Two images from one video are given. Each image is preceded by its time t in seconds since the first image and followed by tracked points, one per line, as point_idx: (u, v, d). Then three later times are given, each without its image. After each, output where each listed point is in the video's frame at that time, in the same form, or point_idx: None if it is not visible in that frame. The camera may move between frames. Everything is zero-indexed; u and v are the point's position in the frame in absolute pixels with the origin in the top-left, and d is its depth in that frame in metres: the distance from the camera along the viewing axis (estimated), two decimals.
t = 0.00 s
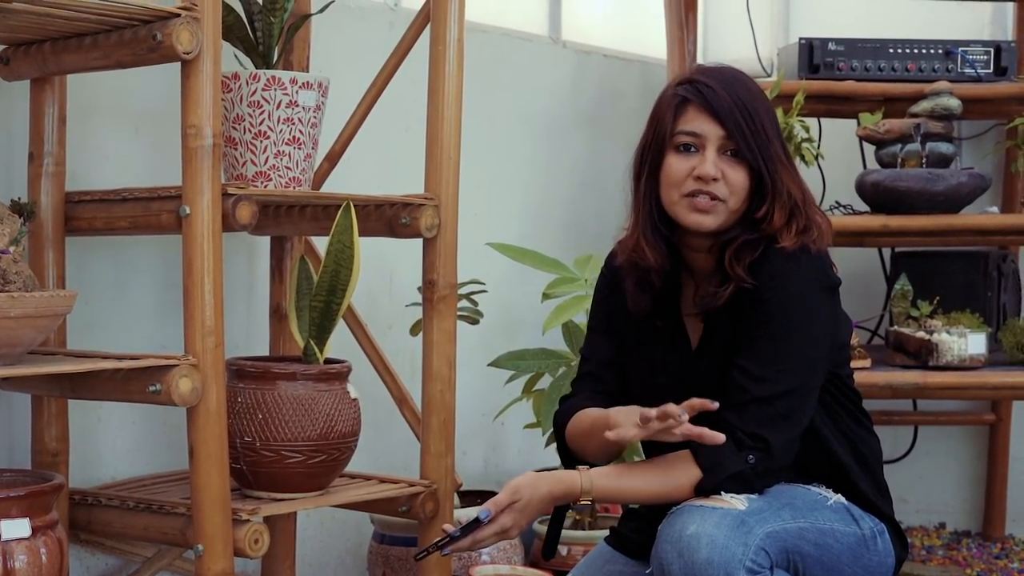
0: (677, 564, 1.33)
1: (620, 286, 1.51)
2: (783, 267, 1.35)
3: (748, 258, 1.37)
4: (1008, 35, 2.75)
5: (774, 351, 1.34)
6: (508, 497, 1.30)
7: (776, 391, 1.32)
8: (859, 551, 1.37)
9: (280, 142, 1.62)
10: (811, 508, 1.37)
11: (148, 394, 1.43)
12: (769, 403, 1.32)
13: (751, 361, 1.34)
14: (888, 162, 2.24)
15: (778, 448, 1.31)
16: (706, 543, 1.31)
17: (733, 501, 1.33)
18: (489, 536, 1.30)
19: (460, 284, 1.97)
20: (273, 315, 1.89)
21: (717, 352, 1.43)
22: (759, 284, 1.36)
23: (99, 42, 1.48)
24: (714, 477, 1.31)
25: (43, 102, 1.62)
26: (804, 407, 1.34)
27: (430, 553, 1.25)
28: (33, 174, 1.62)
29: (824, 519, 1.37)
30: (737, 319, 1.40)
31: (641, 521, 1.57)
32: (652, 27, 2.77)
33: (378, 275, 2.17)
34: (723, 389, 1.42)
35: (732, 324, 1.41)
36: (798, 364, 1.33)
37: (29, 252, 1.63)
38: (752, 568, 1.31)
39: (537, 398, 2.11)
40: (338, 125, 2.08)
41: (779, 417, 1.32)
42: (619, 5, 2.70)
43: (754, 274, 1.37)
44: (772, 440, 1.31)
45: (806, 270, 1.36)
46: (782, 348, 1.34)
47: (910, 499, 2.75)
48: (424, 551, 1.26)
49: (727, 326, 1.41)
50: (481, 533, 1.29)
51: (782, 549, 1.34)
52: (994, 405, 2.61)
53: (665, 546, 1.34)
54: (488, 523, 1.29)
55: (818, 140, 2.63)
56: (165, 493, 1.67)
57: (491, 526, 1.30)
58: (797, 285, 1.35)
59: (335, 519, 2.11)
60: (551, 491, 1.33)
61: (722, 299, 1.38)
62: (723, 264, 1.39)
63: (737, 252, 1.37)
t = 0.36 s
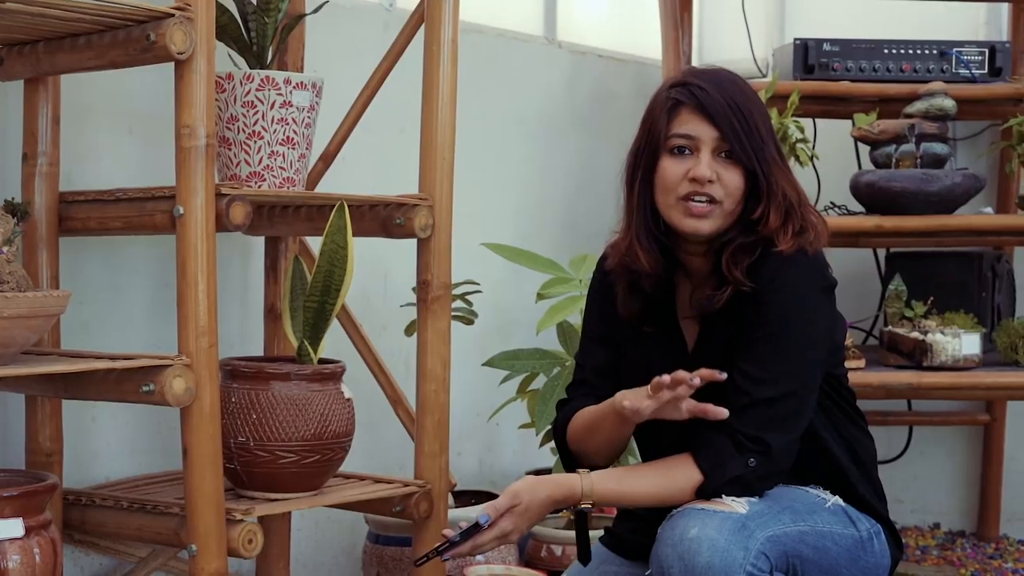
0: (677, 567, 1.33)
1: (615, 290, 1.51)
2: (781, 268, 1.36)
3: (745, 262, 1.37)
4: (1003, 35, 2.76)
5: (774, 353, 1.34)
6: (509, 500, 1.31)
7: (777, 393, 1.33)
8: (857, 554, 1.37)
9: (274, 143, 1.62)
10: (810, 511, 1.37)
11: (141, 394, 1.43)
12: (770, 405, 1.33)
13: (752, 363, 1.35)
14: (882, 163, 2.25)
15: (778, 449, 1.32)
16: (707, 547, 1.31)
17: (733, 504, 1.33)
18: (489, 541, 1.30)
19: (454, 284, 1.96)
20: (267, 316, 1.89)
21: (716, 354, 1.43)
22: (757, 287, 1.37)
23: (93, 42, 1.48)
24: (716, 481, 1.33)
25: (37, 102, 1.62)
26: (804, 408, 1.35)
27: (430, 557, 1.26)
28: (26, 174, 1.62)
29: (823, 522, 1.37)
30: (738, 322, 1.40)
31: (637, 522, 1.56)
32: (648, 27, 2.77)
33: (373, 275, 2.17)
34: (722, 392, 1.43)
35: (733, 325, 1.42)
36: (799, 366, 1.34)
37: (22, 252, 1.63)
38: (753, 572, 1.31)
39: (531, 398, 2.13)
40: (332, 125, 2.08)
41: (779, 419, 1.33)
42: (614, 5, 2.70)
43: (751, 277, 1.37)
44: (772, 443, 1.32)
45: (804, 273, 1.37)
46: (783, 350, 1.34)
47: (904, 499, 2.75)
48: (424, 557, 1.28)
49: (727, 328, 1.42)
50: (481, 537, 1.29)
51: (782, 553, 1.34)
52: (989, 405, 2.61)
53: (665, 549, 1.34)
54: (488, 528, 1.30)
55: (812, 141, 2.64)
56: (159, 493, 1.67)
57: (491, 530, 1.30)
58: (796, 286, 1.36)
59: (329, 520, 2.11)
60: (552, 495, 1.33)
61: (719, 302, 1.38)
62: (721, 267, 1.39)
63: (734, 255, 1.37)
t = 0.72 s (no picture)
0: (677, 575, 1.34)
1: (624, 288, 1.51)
2: (787, 277, 1.37)
3: (756, 267, 1.38)
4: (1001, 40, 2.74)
5: (779, 362, 1.35)
6: (507, 509, 1.30)
7: (781, 402, 1.33)
8: (857, 560, 1.38)
9: (275, 147, 1.63)
10: (810, 518, 1.38)
11: (142, 398, 1.43)
12: (772, 414, 1.33)
13: (757, 372, 1.35)
14: (882, 167, 2.25)
15: (779, 458, 1.33)
16: (707, 555, 1.32)
17: (733, 513, 1.34)
18: (488, 550, 1.29)
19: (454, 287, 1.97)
20: (267, 319, 1.90)
21: (721, 359, 1.44)
22: (767, 292, 1.37)
23: (94, 47, 1.49)
24: (713, 490, 1.32)
25: (39, 107, 1.62)
26: (808, 417, 1.35)
27: (427, 569, 1.26)
28: (28, 177, 1.62)
29: (823, 529, 1.37)
30: (745, 329, 1.41)
31: (637, 525, 1.57)
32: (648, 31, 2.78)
33: (373, 278, 2.17)
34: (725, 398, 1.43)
35: (740, 332, 1.42)
36: (803, 375, 1.34)
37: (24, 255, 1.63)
38: None
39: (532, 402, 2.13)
40: (333, 128, 2.08)
41: (780, 428, 1.33)
42: (614, 9, 2.70)
43: (763, 283, 1.38)
44: (773, 451, 1.33)
45: (814, 283, 1.37)
46: (790, 359, 1.35)
47: (904, 502, 2.76)
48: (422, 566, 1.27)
49: (734, 334, 1.42)
50: (480, 547, 1.29)
51: (782, 562, 1.35)
52: (988, 409, 2.62)
53: (665, 558, 1.35)
54: (487, 537, 1.29)
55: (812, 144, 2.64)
56: (160, 496, 1.68)
57: (489, 539, 1.29)
58: (803, 295, 1.36)
59: (330, 522, 2.11)
60: (550, 504, 1.32)
61: (728, 308, 1.39)
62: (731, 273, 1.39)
63: (745, 261, 1.37)
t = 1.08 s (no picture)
0: None
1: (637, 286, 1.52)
2: (789, 293, 1.35)
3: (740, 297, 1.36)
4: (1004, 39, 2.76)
5: (781, 366, 1.34)
6: (510, 509, 1.28)
7: (784, 403, 1.33)
8: (862, 560, 1.38)
9: (278, 146, 1.63)
10: (813, 519, 1.38)
11: (146, 397, 1.43)
12: (775, 415, 1.33)
13: (760, 374, 1.35)
14: (885, 166, 2.25)
15: (783, 460, 1.33)
16: (709, 556, 1.32)
17: (735, 513, 1.35)
18: (491, 550, 1.27)
19: (456, 287, 1.97)
20: (270, 318, 1.90)
21: (722, 364, 1.43)
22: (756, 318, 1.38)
23: (98, 46, 1.49)
24: (718, 490, 1.32)
25: (42, 106, 1.63)
26: (810, 419, 1.35)
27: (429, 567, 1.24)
28: (31, 177, 1.62)
29: (827, 529, 1.37)
30: (747, 349, 1.40)
31: (639, 525, 1.57)
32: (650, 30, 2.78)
33: (376, 278, 2.17)
34: (729, 400, 1.43)
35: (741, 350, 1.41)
36: (805, 378, 1.34)
37: (27, 255, 1.63)
38: None
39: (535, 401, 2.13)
40: (336, 128, 2.08)
41: (782, 430, 1.33)
42: (616, 8, 2.70)
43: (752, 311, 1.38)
44: (776, 453, 1.33)
45: (814, 287, 1.36)
46: (792, 362, 1.34)
47: (907, 502, 2.76)
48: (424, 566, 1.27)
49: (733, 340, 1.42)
50: (483, 547, 1.27)
51: (785, 562, 1.35)
52: (990, 408, 2.62)
53: (668, 558, 1.35)
54: (489, 537, 1.28)
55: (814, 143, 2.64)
56: (163, 496, 1.68)
57: (493, 539, 1.28)
58: (806, 302, 1.35)
59: (332, 522, 2.11)
60: (552, 504, 1.31)
61: (722, 338, 1.38)
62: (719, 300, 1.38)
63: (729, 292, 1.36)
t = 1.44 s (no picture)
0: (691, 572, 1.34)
1: (635, 290, 1.51)
2: (798, 280, 1.37)
3: (763, 269, 1.37)
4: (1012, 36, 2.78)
5: (789, 360, 1.35)
6: (522, 511, 1.31)
7: (791, 398, 1.34)
8: (872, 555, 1.38)
9: (290, 143, 1.63)
10: (824, 515, 1.38)
11: (160, 394, 1.43)
12: (783, 411, 1.34)
13: (768, 370, 1.36)
14: (894, 163, 2.26)
15: (793, 456, 1.33)
16: (720, 553, 1.32)
17: (746, 510, 1.34)
18: (505, 552, 1.31)
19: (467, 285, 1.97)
20: (281, 316, 1.89)
21: (734, 360, 1.45)
22: (777, 296, 1.37)
23: (110, 43, 1.49)
24: (728, 487, 1.32)
25: (53, 103, 1.63)
26: (818, 414, 1.35)
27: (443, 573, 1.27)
28: (43, 174, 1.62)
29: (837, 525, 1.38)
30: (754, 332, 1.41)
31: (648, 522, 1.57)
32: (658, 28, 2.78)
33: (385, 276, 2.17)
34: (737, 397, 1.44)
35: (750, 330, 1.42)
36: (813, 373, 1.35)
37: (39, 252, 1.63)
38: None
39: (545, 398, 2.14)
40: (347, 125, 2.08)
41: (791, 425, 1.34)
42: (623, 6, 2.70)
43: (772, 285, 1.38)
44: (785, 449, 1.33)
45: (821, 281, 1.37)
46: (798, 358, 1.35)
47: (915, 500, 2.76)
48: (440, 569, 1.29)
49: (743, 335, 1.43)
50: (496, 550, 1.30)
51: (796, 558, 1.35)
52: (999, 406, 2.62)
53: (678, 555, 1.35)
54: (503, 539, 1.30)
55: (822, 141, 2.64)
56: (175, 493, 1.67)
57: (506, 542, 1.30)
58: (811, 296, 1.36)
59: (342, 520, 2.11)
60: (564, 505, 1.33)
61: (734, 312, 1.38)
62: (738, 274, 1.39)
63: (753, 263, 1.37)
